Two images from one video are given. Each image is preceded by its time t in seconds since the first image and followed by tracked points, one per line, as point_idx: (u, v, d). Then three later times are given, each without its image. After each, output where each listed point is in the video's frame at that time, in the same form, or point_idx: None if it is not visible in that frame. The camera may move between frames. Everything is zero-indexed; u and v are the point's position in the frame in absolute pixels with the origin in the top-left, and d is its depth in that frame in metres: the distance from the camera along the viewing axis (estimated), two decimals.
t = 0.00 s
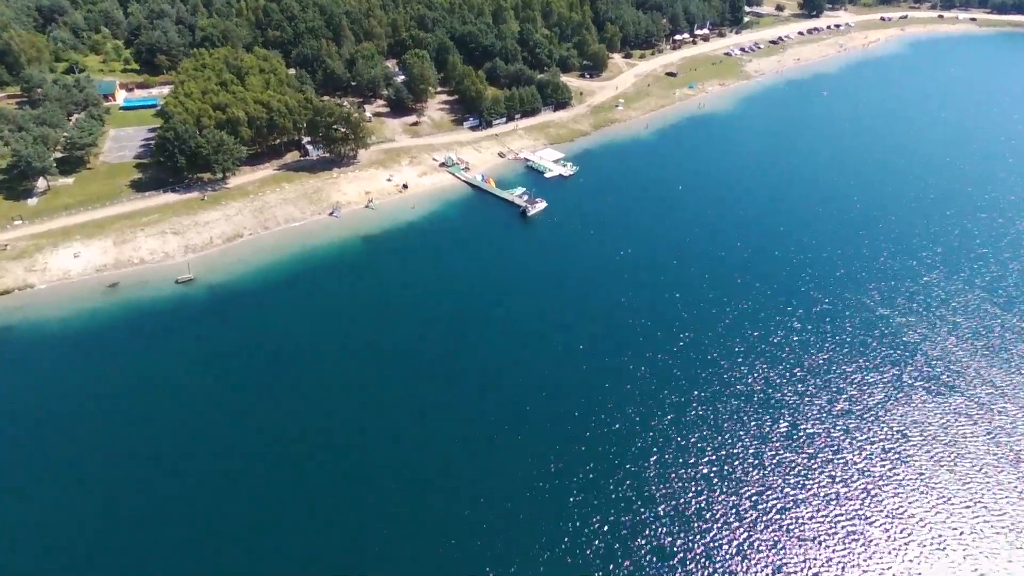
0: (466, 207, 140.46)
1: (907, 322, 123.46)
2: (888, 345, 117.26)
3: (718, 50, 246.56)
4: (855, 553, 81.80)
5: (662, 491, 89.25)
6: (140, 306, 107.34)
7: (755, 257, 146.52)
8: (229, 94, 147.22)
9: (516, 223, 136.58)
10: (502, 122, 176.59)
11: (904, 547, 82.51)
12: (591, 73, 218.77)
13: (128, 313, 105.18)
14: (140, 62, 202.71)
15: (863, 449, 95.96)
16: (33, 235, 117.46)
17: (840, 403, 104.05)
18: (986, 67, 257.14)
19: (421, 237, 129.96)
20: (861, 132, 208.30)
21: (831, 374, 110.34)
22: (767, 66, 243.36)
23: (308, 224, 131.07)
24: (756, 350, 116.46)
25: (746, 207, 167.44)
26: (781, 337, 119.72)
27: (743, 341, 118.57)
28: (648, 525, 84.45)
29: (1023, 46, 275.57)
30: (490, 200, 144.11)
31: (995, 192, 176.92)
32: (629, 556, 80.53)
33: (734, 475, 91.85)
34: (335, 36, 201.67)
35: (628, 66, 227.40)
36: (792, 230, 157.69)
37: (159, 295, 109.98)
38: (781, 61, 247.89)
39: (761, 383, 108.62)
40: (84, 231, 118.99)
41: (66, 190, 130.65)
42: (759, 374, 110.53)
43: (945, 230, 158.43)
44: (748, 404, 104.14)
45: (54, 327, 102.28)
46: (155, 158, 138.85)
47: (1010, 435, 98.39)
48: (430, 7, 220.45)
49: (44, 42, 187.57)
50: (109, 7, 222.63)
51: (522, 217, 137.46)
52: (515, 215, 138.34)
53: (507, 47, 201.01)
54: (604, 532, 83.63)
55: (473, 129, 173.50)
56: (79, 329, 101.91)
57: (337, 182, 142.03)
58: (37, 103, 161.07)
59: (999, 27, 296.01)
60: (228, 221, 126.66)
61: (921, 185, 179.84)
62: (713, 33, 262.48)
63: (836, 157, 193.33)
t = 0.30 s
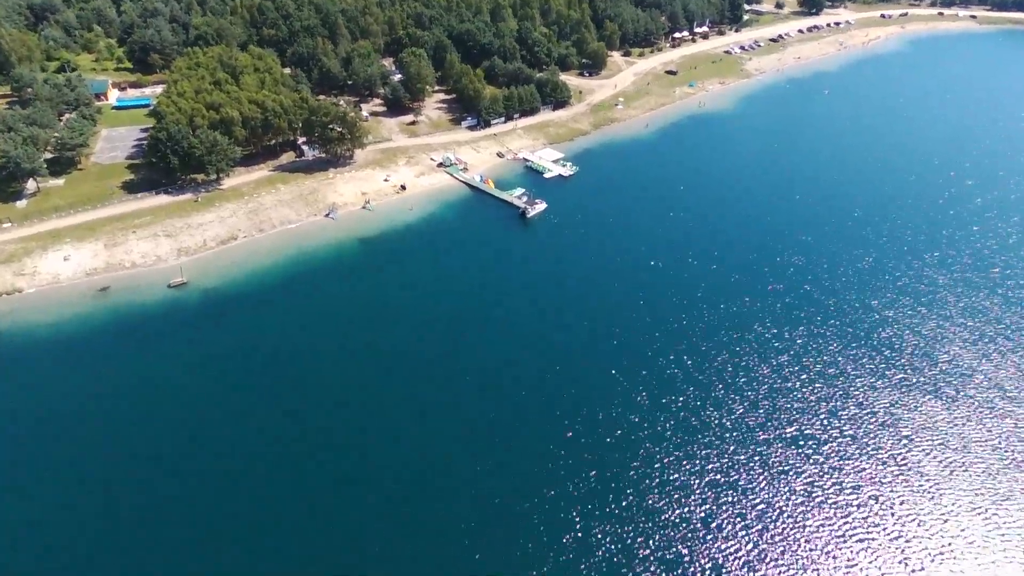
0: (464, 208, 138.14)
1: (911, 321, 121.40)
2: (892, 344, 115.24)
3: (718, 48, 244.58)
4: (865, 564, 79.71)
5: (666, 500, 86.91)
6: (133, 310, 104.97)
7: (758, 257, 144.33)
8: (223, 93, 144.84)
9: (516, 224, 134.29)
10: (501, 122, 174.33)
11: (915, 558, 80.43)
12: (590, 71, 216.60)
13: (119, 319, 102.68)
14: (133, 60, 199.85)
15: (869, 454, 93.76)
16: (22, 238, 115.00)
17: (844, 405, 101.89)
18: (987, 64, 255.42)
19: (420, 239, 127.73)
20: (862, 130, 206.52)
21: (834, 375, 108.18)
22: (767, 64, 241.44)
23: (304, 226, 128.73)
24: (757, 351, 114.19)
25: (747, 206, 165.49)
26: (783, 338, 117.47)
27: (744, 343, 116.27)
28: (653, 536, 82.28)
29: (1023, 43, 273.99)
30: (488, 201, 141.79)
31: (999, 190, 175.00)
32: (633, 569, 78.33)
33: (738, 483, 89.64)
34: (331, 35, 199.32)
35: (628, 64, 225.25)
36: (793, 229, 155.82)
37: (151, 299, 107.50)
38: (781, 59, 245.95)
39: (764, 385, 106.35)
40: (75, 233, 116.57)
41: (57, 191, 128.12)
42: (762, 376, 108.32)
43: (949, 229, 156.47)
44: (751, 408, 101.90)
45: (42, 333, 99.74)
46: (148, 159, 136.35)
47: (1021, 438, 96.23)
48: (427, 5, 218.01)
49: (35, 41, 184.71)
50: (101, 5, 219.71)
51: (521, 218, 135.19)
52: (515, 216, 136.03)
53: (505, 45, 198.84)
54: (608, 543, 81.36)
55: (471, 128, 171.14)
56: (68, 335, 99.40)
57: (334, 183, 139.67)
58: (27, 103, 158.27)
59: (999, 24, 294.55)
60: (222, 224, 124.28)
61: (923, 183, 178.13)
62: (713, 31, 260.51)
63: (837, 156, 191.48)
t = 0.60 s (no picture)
0: (462, 210, 136.01)
1: (913, 322, 120.00)
2: (894, 345, 113.85)
3: (717, 47, 242.78)
4: None
5: (670, 509, 84.76)
6: (124, 316, 102.65)
7: (761, 258, 142.37)
8: (216, 94, 142.51)
9: (515, 226, 132.19)
10: (499, 122, 172.18)
11: (926, 570, 78.30)
12: (589, 70, 214.61)
13: (109, 325, 100.33)
14: (126, 60, 197.10)
15: (875, 458, 92.05)
16: (11, 243, 112.66)
17: (848, 408, 100.26)
18: (987, 62, 254.09)
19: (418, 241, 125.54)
20: (862, 129, 205.03)
21: (836, 377, 106.58)
22: (767, 62, 239.72)
23: (299, 228, 126.39)
24: (758, 354, 112.36)
25: (747, 205, 163.69)
26: (784, 340, 115.71)
27: (744, 345, 114.44)
28: (657, 548, 79.92)
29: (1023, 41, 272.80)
30: (487, 202, 139.64)
31: (1003, 189, 173.27)
32: None
33: (742, 489, 87.70)
34: (327, 34, 197.00)
35: (627, 63, 223.31)
36: (795, 228, 154.06)
37: (143, 305, 105.13)
38: (781, 57, 244.21)
39: (766, 389, 104.50)
40: (64, 238, 114.29)
41: (46, 194, 125.68)
42: (763, 379, 106.50)
43: (953, 228, 154.74)
44: (753, 412, 100.00)
45: (30, 340, 97.31)
46: (139, 161, 133.91)
47: None
48: (424, 4, 215.71)
49: (25, 40, 181.97)
50: (93, 4, 216.80)
51: (521, 220, 133.07)
52: (514, 218, 133.93)
53: (502, 44, 196.75)
54: (610, 556, 78.97)
55: (469, 128, 168.91)
56: (57, 342, 96.96)
57: (329, 184, 137.43)
58: (17, 104, 155.51)
59: (999, 21, 293.19)
60: (215, 226, 121.99)
61: (924, 182, 176.52)
62: (712, 29, 258.62)
63: (839, 154, 189.70)
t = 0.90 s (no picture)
0: (460, 212, 133.85)
1: (916, 324, 118.24)
2: (898, 348, 112.01)
3: (717, 45, 240.91)
4: None
5: (676, 522, 82.35)
6: (114, 323, 100.12)
7: (763, 258, 140.26)
8: (210, 94, 140.08)
9: (514, 228, 130.08)
10: (497, 122, 170.04)
11: None
12: (587, 69, 212.59)
13: (99, 334, 97.82)
14: (118, 60, 194.37)
15: (883, 466, 89.95)
16: None
17: (853, 414, 98.25)
18: (987, 60, 252.85)
19: (416, 245, 123.04)
20: (863, 127, 203.24)
21: (840, 381, 104.59)
22: (767, 60, 237.88)
23: (294, 232, 123.98)
24: (760, 358, 110.22)
25: (749, 205, 161.76)
26: (787, 343, 113.62)
27: (746, 349, 112.29)
28: (664, 563, 77.58)
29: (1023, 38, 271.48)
30: (485, 204, 137.49)
31: (1006, 188, 171.48)
32: None
33: (749, 499, 85.48)
34: (322, 33, 194.63)
35: (625, 62, 221.35)
36: (796, 228, 152.18)
37: (134, 312, 102.62)
38: (781, 56, 242.45)
39: (770, 394, 102.37)
40: (54, 242, 111.88)
41: (36, 197, 123.13)
42: (766, 384, 104.37)
43: (956, 228, 152.97)
44: (757, 418, 97.81)
45: (19, 348, 94.88)
46: (131, 163, 131.34)
47: None
48: (420, 3, 213.57)
49: (15, 40, 179.14)
50: (85, 3, 213.75)
51: (520, 222, 131.01)
52: (513, 220, 131.85)
53: (500, 43, 194.42)
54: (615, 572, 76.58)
55: (467, 129, 166.68)
56: (46, 350, 94.51)
57: (325, 187, 135.17)
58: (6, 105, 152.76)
59: (999, 19, 291.76)
60: (208, 230, 119.65)
61: (927, 182, 174.65)
62: (711, 28, 256.78)
63: (840, 154, 187.79)
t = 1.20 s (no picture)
0: (458, 215, 131.35)
1: (918, 324, 116.11)
2: (898, 349, 109.78)
3: (715, 44, 238.75)
4: None
5: (681, 536, 79.04)
6: (101, 332, 97.10)
7: (766, 259, 137.97)
8: (201, 95, 137.27)
9: (513, 231, 127.68)
10: (494, 122, 167.62)
11: None
12: (585, 69, 210.23)
13: (86, 343, 94.98)
14: (108, 60, 191.21)
15: (891, 474, 87.18)
16: None
17: (855, 419, 95.60)
18: (986, 58, 251.32)
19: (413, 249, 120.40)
20: (864, 127, 201.17)
21: (844, 385, 101.82)
22: (766, 59, 235.93)
23: (288, 235, 121.25)
24: (762, 362, 107.29)
25: (749, 205, 159.39)
26: (788, 346, 110.82)
27: (747, 352, 109.47)
28: None
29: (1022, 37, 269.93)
30: (483, 207, 135.07)
31: (1009, 188, 169.61)
32: None
33: (756, 511, 82.40)
34: (316, 33, 191.97)
35: (624, 61, 219.15)
36: (798, 228, 150.02)
37: (123, 319, 99.91)
38: (780, 55, 240.46)
39: (772, 399, 99.42)
40: (41, 247, 109.18)
41: (22, 201, 120.21)
42: (768, 389, 101.43)
43: (959, 228, 151.15)
44: (760, 425, 94.83)
45: (4, 357, 92.14)
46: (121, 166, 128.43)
47: None
48: (416, 2, 211.08)
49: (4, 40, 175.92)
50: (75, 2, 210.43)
51: (519, 225, 128.64)
52: (511, 223, 129.45)
53: (497, 42, 191.83)
54: None
55: (464, 129, 164.18)
56: (31, 360, 91.75)
57: (320, 189, 132.56)
58: None
59: (999, 17, 290.27)
60: (200, 234, 116.97)
61: (929, 182, 172.59)
62: (709, 26, 254.66)
63: (842, 153, 185.77)
